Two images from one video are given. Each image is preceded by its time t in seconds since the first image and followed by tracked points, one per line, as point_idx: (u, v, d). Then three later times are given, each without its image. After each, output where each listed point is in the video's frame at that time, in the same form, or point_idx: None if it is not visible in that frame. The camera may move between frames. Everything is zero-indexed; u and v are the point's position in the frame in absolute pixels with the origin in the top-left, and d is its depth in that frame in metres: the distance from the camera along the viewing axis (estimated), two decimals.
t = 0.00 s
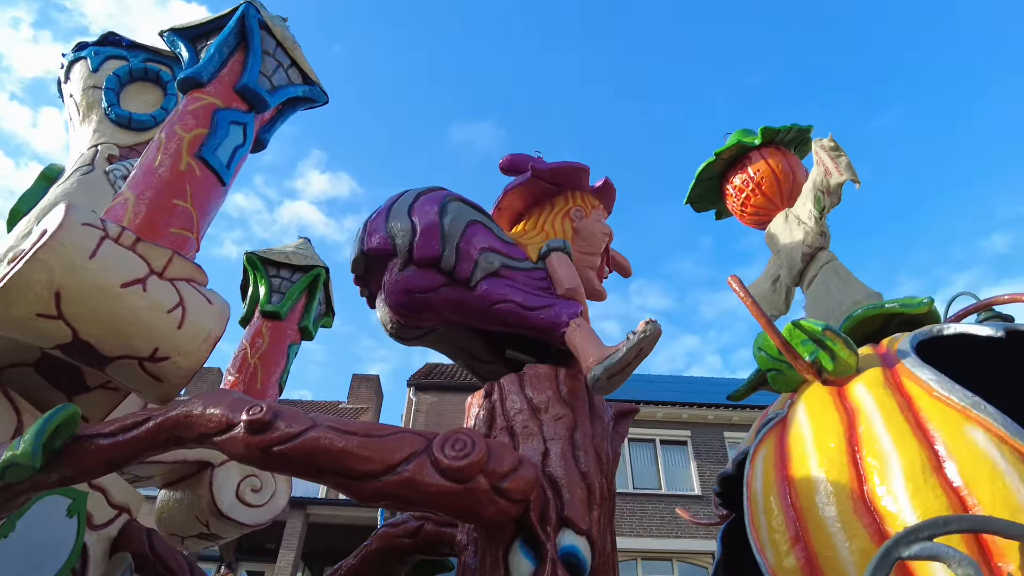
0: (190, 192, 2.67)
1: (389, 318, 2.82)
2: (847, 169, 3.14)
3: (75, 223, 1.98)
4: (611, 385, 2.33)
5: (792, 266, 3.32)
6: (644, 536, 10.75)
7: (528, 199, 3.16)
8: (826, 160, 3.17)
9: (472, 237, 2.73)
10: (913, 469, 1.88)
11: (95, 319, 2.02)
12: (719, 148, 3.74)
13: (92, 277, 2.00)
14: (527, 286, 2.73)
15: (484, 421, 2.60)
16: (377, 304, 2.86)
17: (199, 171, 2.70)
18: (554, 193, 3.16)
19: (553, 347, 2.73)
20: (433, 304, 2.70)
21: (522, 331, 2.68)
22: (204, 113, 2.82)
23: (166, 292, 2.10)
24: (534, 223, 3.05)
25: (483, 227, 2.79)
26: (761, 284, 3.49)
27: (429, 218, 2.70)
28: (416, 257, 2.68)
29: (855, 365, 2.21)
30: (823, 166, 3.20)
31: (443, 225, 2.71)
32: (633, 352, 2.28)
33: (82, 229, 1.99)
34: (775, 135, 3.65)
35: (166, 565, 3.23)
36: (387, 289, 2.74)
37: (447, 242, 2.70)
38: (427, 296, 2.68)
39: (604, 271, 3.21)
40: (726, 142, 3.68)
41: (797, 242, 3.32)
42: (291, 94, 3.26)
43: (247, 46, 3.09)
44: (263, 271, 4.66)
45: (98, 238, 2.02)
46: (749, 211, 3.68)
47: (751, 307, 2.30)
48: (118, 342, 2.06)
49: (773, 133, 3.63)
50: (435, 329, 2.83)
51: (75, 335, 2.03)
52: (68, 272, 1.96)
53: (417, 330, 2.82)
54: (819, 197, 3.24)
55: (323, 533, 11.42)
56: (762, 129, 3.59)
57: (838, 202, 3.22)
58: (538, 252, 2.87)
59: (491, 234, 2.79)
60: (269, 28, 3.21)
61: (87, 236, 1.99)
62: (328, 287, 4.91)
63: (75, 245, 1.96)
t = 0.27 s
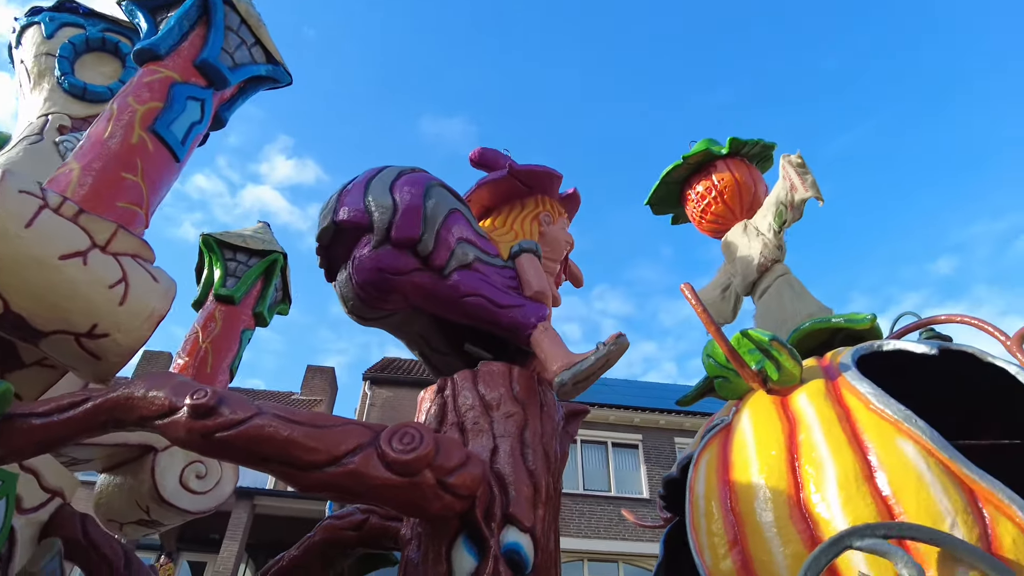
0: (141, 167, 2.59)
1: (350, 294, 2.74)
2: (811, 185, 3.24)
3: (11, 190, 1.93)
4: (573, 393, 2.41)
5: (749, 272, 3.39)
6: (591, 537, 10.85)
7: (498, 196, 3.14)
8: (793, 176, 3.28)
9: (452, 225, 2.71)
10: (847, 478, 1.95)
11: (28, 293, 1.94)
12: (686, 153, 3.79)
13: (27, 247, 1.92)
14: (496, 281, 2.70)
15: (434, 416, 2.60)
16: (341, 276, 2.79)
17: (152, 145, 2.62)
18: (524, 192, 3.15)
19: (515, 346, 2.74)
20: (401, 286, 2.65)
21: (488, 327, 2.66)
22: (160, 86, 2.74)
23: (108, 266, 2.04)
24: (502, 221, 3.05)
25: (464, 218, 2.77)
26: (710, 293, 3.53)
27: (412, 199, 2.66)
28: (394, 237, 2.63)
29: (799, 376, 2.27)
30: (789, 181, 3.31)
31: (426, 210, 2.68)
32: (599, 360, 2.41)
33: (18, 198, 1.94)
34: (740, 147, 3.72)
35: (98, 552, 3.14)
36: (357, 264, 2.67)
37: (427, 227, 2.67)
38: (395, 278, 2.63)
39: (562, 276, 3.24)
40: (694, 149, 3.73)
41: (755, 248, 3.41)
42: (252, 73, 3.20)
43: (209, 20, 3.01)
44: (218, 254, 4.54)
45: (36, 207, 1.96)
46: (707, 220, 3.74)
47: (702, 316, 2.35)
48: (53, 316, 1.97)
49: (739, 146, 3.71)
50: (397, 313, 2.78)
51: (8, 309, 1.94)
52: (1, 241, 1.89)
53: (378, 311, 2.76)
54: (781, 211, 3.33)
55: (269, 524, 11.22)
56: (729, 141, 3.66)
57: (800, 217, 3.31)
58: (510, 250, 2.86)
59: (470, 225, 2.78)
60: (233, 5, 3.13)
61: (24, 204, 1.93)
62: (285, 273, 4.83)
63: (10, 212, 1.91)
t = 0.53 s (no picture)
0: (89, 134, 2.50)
1: (303, 284, 2.74)
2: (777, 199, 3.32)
3: None
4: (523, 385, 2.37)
5: (704, 278, 3.47)
6: (541, 535, 10.93)
7: (462, 188, 3.14)
8: (759, 188, 3.36)
9: (408, 216, 2.69)
10: (785, 483, 2.00)
11: None
12: (656, 152, 3.83)
13: None
14: (453, 274, 2.68)
15: (386, 407, 2.58)
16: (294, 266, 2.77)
17: (102, 112, 2.53)
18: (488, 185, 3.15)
19: (469, 337, 2.71)
20: (354, 277, 2.65)
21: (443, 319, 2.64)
22: (114, 51, 2.66)
23: (46, 233, 1.97)
24: (466, 214, 3.04)
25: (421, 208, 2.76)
26: (663, 295, 3.64)
27: (367, 189, 2.65)
28: (347, 228, 2.63)
29: (745, 382, 2.32)
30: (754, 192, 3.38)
31: (381, 200, 2.66)
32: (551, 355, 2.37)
33: None
34: (707, 154, 3.80)
35: (29, 533, 2.99)
36: (310, 254, 2.67)
37: (382, 217, 2.65)
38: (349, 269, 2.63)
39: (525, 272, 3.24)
40: (664, 149, 3.77)
41: (714, 254, 3.47)
42: (215, 46, 3.14)
43: None
44: (174, 232, 4.39)
45: None
46: (669, 222, 3.80)
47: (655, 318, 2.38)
48: None
49: (706, 153, 3.79)
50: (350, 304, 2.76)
51: None
52: None
53: (331, 301, 2.75)
54: (744, 220, 3.39)
55: (214, 512, 10.99)
56: (699, 147, 3.72)
57: (762, 229, 3.38)
58: (469, 243, 2.85)
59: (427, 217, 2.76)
60: None
61: None
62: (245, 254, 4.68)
63: None
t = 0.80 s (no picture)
0: (35, 94, 2.41)
1: (252, 279, 2.73)
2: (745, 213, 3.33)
3: None
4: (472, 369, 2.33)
5: (664, 277, 3.53)
6: (492, 527, 10.98)
7: (421, 178, 3.12)
8: (729, 196, 3.37)
9: (351, 207, 2.67)
10: (728, 481, 2.04)
11: None
12: (630, 147, 3.86)
13: None
14: (403, 263, 2.67)
15: (339, 393, 2.57)
16: (243, 263, 2.76)
17: (50, 72, 2.45)
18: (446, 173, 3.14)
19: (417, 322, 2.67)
20: (300, 269, 2.63)
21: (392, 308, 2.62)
22: (66, 10, 2.57)
23: None
24: (422, 204, 3.01)
25: (365, 197, 2.73)
26: (619, 291, 3.67)
27: (307, 180, 2.63)
28: (289, 219, 2.60)
29: (695, 382, 2.37)
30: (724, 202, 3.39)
31: (322, 190, 2.63)
32: (495, 339, 2.30)
33: None
34: (677, 158, 3.87)
35: None
36: (254, 248, 2.65)
37: (324, 207, 2.62)
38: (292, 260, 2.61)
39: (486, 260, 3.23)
40: (637, 146, 3.80)
41: (677, 257, 3.53)
42: (176, 13, 3.14)
43: None
44: (130, 205, 4.16)
45: None
46: (632, 219, 3.84)
47: (612, 316, 2.41)
48: None
49: (677, 156, 3.86)
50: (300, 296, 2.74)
51: None
52: None
53: (280, 295, 2.73)
54: (710, 226, 3.43)
55: (160, 495, 10.75)
56: (670, 149, 3.77)
57: (725, 237, 3.43)
58: (421, 232, 2.82)
59: (372, 207, 2.73)
60: None
61: None
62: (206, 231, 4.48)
63: None
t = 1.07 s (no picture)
0: None
1: (204, 273, 2.71)
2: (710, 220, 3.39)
3: None
4: (422, 344, 2.34)
5: (626, 273, 3.57)
6: (447, 516, 10.99)
7: (382, 166, 3.12)
8: (698, 199, 3.43)
9: (295, 196, 2.64)
10: (677, 477, 2.06)
11: None
12: (606, 141, 3.87)
13: None
14: (354, 249, 2.67)
15: (294, 377, 2.55)
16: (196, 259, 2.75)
17: None
18: (405, 157, 3.13)
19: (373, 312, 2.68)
20: (247, 260, 2.61)
21: (339, 294, 2.61)
22: None
23: None
24: (383, 189, 3.02)
25: (309, 184, 2.70)
26: (580, 284, 3.69)
27: (248, 170, 2.60)
28: (231, 210, 2.58)
29: (650, 378, 2.41)
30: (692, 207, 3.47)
31: (264, 179, 2.60)
32: (439, 317, 2.26)
33: None
34: (648, 158, 3.92)
35: None
36: (202, 242, 2.63)
37: (266, 196, 2.60)
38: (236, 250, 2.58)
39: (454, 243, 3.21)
40: (612, 141, 3.82)
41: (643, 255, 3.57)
42: None
43: None
44: (88, 176, 4.01)
45: None
46: (600, 214, 3.86)
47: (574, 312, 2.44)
48: None
49: (648, 156, 3.91)
50: (256, 288, 2.72)
51: None
52: None
53: (232, 288, 2.72)
54: (677, 227, 3.48)
55: (107, 475, 10.48)
56: (644, 148, 3.81)
57: (690, 239, 3.47)
58: (374, 216, 2.79)
59: (316, 196, 2.69)
60: None
61: None
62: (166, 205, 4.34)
63: None
